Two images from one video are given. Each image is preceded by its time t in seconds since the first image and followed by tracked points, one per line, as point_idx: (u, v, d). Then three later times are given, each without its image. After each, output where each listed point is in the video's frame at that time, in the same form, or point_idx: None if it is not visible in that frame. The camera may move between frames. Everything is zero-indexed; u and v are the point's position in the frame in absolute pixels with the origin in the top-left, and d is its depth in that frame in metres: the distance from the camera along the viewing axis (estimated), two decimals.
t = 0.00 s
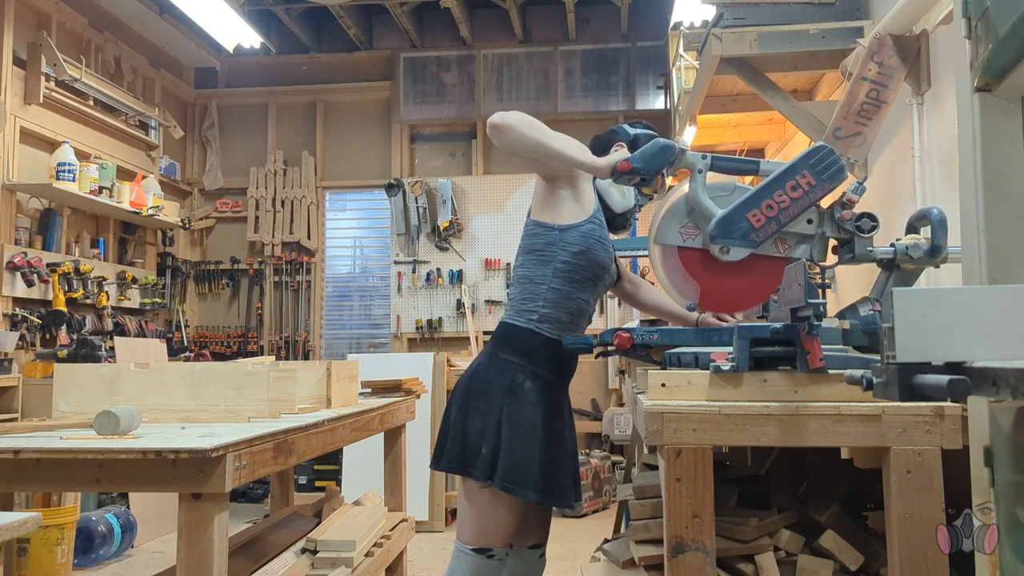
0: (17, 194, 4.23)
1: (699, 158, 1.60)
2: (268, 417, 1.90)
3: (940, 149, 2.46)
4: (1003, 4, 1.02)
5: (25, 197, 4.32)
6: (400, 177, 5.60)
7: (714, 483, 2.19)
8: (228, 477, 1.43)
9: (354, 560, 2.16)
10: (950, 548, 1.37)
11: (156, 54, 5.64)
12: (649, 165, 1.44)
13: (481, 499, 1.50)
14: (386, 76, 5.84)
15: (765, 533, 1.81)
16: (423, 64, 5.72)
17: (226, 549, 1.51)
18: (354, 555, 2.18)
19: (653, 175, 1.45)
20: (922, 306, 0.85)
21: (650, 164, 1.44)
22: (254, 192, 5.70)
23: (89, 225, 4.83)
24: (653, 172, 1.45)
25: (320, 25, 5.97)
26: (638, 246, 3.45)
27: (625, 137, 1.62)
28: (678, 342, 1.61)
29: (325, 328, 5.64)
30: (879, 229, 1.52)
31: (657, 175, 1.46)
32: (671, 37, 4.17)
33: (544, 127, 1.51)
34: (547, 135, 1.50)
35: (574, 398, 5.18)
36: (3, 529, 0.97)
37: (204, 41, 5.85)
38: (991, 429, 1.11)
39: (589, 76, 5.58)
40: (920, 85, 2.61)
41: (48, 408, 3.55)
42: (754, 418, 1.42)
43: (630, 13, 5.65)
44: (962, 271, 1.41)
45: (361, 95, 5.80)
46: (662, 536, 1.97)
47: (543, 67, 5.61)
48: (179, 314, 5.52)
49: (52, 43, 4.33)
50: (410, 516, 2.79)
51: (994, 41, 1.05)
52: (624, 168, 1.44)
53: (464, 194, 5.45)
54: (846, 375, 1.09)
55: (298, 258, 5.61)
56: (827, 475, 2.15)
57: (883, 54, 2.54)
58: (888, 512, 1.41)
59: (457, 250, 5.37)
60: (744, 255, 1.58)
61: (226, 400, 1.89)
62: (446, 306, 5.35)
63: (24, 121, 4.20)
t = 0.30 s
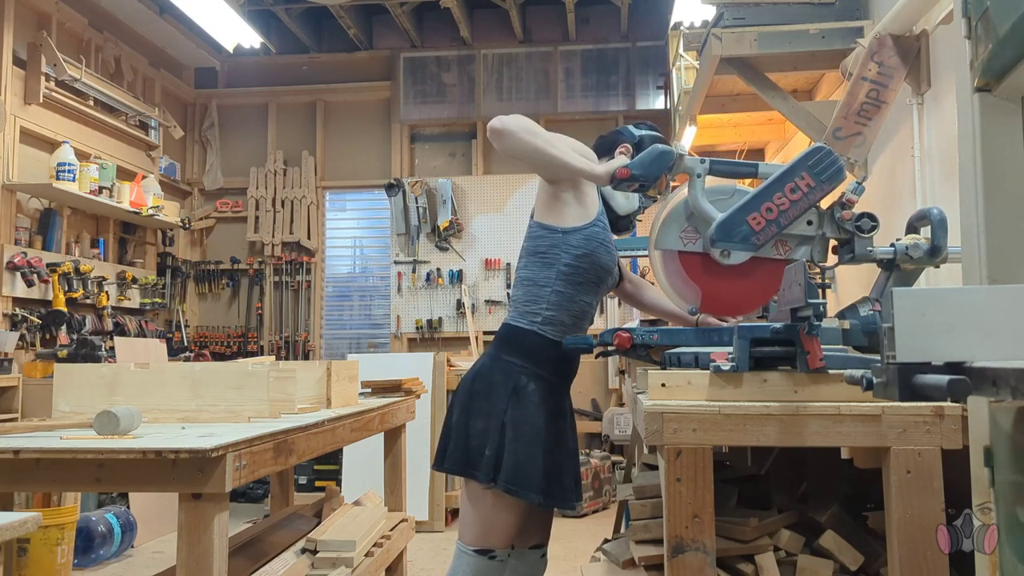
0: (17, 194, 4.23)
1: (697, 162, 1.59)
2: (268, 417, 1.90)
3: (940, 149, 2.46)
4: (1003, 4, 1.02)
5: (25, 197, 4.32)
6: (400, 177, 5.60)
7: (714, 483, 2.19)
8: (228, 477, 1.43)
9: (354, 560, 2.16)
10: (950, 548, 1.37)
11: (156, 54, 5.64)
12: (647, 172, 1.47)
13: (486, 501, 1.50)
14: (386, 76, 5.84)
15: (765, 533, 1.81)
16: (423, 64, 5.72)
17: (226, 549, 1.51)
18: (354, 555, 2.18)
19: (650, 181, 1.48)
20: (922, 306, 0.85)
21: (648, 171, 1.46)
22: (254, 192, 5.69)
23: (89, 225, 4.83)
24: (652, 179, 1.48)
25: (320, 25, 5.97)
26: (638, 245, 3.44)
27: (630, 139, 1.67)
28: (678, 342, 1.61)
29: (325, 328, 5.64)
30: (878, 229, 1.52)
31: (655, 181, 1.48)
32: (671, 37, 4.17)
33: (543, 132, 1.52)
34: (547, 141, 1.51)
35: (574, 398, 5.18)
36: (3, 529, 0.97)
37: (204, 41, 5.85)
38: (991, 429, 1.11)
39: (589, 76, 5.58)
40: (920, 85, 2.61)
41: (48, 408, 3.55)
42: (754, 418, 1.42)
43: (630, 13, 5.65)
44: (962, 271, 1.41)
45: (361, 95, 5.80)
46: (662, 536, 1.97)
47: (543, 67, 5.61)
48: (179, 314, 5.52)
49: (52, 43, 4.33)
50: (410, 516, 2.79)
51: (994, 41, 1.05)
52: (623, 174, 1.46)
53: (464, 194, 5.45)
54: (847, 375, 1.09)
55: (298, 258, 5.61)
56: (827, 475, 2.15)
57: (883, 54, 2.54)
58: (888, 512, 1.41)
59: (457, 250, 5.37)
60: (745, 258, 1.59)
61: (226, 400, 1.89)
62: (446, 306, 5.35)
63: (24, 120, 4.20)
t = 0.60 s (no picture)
0: (17, 194, 4.23)
1: (693, 172, 1.61)
2: (268, 418, 1.90)
3: (940, 149, 2.46)
4: (1003, 4, 1.02)
5: (25, 197, 4.32)
6: (400, 177, 5.60)
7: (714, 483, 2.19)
8: (228, 477, 1.43)
9: (353, 560, 2.16)
10: (950, 548, 1.37)
11: (156, 55, 5.64)
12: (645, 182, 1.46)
13: (500, 506, 1.50)
14: (386, 76, 5.84)
15: (765, 533, 1.81)
16: (423, 64, 5.72)
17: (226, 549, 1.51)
18: (354, 555, 2.18)
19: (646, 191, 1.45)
20: (921, 307, 0.85)
21: (645, 185, 1.45)
22: (254, 192, 5.70)
23: (89, 225, 4.83)
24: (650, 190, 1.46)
25: (320, 24, 5.97)
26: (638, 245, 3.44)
27: (637, 141, 1.69)
28: (678, 342, 1.61)
29: (325, 328, 5.64)
30: (878, 228, 1.52)
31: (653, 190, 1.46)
32: (671, 37, 4.17)
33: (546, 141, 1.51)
34: (547, 150, 1.50)
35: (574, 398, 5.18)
36: (3, 529, 0.97)
37: (204, 41, 5.85)
38: (991, 429, 1.11)
39: (589, 76, 5.58)
40: (920, 85, 2.60)
41: (48, 408, 3.55)
42: (754, 418, 1.42)
43: (630, 13, 5.65)
44: (962, 271, 1.41)
45: (361, 95, 5.80)
46: (662, 536, 1.97)
47: (543, 67, 5.61)
48: (179, 314, 5.52)
49: (52, 43, 4.33)
50: (410, 516, 2.79)
51: (994, 41, 1.05)
52: (620, 189, 1.44)
53: (464, 195, 5.46)
54: (847, 375, 1.09)
55: (298, 258, 5.61)
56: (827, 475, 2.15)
57: (883, 54, 2.54)
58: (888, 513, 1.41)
59: (457, 250, 5.37)
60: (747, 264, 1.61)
61: (225, 400, 1.89)
62: (446, 306, 5.35)
63: (24, 120, 4.20)
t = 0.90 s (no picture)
0: (17, 194, 4.23)
1: (695, 181, 1.62)
2: (268, 417, 1.90)
3: (940, 149, 2.46)
4: (1003, 4, 1.01)
5: (25, 197, 4.32)
6: (400, 177, 5.60)
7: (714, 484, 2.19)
8: (228, 477, 1.43)
9: (353, 560, 2.16)
10: (950, 548, 1.37)
11: (156, 55, 5.64)
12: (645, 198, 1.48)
13: (503, 508, 1.50)
14: (386, 76, 5.84)
15: (765, 533, 1.81)
16: (423, 64, 5.72)
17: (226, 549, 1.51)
18: (354, 555, 2.18)
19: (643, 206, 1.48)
20: (922, 306, 0.85)
21: (647, 199, 1.47)
22: (254, 192, 5.70)
23: (89, 225, 4.83)
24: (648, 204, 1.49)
25: (320, 25, 5.97)
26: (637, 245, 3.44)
27: (644, 142, 1.73)
28: (678, 342, 1.61)
29: (325, 328, 5.64)
30: (881, 228, 1.51)
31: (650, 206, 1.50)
32: (671, 37, 4.17)
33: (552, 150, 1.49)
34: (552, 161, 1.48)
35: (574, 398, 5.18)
36: (3, 529, 0.97)
37: (204, 41, 5.85)
38: (991, 429, 1.11)
39: (589, 76, 5.58)
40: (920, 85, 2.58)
41: (48, 408, 3.55)
42: (755, 418, 1.42)
43: (630, 13, 5.65)
44: (962, 270, 1.41)
45: (361, 95, 5.80)
46: (662, 536, 1.97)
47: (543, 67, 5.61)
48: (179, 314, 5.52)
49: (52, 43, 4.33)
50: (410, 516, 2.79)
51: (994, 41, 1.05)
52: (623, 204, 1.46)
53: (464, 195, 5.46)
54: (847, 375, 1.08)
55: (298, 258, 5.61)
56: (826, 475, 2.15)
57: (883, 54, 2.54)
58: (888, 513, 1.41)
59: (457, 250, 5.37)
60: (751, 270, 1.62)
61: (225, 400, 1.89)
62: (446, 306, 5.35)
63: (24, 120, 4.20)
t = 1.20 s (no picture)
0: (17, 194, 4.23)
1: (708, 180, 1.60)
2: (268, 417, 1.90)
3: (941, 148, 2.46)
4: (1003, 4, 1.01)
5: (25, 197, 4.32)
6: (400, 177, 5.59)
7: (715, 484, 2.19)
8: (228, 477, 1.43)
9: (354, 560, 2.16)
10: (951, 548, 1.37)
11: (156, 55, 5.63)
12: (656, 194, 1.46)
13: (494, 506, 1.50)
14: (386, 76, 5.84)
15: (765, 533, 1.81)
16: (423, 64, 5.72)
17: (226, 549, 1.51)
18: (354, 555, 2.18)
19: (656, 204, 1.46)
20: (921, 306, 0.85)
21: (662, 197, 1.46)
22: (254, 192, 5.70)
23: (89, 225, 4.83)
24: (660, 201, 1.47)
25: (320, 25, 5.97)
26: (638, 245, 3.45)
27: (623, 134, 1.71)
28: (678, 342, 1.61)
29: (325, 328, 5.64)
30: (893, 228, 1.52)
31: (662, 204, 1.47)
32: (671, 37, 4.17)
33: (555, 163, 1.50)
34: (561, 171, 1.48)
35: (574, 398, 5.18)
36: (3, 529, 0.97)
37: (204, 41, 5.85)
38: (991, 429, 1.11)
39: (589, 76, 5.59)
40: (920, 85, 2.59)
41: (48, 408, 3.55)
42: (754, 418, 1.42)
43: (630, 13, 5.65)
44: (962, 271, 1.43)
45: (361, 95, 5.80)
46: (662, 536, 1.97)
47: (543, 67, 5.61)
48: (179, 314, 5.52)
49: (52, 43, 4.33)
50: (410, 516, 2.79)
51: (994, 40, 1.04)
52: (637, 201, 1.45)
53: (464, 195, 5.46)
54: (847, 375, 1.08)
55: (298, 258, 5.61)
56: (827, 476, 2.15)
57: (883, 54, 2.54)
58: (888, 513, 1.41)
59: (457, 250, 5.37)
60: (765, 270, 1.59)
61: (225, 400, 1.89)
62: (446, 306, 5.35)
63: (24, 120, 4.20)
